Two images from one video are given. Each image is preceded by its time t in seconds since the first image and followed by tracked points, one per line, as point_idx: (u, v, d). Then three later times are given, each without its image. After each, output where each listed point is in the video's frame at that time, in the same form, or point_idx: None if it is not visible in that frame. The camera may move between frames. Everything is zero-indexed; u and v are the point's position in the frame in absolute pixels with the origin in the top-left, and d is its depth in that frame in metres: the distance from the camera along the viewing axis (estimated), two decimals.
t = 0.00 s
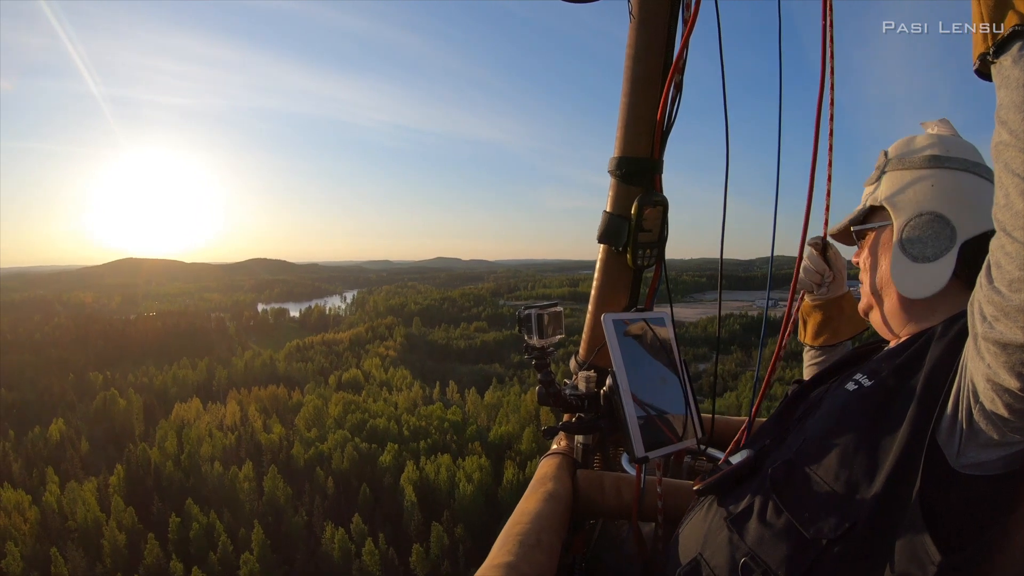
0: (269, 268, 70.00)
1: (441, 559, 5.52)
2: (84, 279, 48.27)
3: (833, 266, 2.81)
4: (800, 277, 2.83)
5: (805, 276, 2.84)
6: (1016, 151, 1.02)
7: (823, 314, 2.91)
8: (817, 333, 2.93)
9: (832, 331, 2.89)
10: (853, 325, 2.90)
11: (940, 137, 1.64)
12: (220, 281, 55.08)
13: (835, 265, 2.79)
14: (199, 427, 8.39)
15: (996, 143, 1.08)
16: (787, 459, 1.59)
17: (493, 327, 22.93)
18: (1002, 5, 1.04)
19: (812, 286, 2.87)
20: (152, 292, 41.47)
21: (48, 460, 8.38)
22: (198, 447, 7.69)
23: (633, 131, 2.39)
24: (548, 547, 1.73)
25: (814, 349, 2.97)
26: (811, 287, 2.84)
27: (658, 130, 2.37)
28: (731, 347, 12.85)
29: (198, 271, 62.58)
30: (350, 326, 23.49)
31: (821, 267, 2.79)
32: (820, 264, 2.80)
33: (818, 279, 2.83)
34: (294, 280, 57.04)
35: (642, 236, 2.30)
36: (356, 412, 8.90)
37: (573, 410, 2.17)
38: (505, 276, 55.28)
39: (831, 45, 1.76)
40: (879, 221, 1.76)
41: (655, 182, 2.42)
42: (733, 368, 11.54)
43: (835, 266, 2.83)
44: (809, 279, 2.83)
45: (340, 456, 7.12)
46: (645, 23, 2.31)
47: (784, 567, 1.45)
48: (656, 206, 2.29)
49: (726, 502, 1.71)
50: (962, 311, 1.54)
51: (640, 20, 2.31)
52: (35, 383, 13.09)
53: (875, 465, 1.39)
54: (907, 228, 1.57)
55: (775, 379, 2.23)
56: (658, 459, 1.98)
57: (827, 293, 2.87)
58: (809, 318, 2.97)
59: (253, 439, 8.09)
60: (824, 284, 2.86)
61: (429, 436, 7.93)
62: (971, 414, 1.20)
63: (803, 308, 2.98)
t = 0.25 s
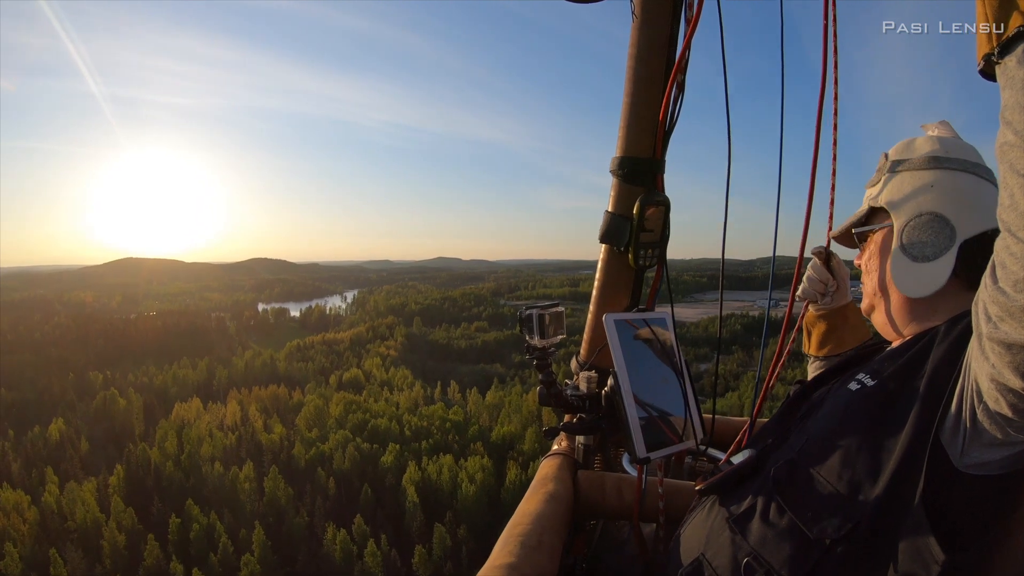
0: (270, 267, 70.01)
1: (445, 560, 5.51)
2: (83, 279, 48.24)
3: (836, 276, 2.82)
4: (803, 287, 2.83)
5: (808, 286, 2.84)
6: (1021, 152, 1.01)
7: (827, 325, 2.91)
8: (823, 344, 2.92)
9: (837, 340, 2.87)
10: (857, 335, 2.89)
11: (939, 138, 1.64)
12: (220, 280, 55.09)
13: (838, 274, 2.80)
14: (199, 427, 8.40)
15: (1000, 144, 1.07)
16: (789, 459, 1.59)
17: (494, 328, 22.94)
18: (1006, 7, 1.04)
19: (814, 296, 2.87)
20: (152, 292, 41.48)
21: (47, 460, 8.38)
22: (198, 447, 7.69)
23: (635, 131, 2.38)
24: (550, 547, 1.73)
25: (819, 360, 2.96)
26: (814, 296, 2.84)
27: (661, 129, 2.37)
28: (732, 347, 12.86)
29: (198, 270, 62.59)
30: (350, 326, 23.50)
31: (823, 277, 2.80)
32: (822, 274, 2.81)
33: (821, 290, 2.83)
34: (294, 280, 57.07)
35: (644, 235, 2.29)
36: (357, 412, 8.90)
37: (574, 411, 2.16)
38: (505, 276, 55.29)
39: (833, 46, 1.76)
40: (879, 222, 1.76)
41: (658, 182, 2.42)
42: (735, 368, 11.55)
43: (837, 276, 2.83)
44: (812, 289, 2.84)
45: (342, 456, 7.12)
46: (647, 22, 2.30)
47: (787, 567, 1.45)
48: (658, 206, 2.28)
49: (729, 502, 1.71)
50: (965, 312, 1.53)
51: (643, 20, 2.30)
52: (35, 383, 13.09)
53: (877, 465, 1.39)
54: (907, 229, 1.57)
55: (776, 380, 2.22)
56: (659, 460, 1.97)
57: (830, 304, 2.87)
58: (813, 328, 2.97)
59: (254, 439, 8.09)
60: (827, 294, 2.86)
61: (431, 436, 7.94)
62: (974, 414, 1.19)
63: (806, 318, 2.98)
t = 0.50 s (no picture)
0: (270, 267, 70.00)
1: (447, 561, 5.51)
2: (83, 278, 48.21)
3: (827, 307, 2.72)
4: (795, 318, 2.72)
5: (799, 315, 2.74)
6: (1014, 153, 1.02)
7: (821, 354, 2.82)
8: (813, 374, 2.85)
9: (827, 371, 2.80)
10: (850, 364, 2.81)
11: (940, 138, 1.64)
12: (220, 280, 55.08)
13: (829, 305, 2.70)
14: (199, 427, 8.40)
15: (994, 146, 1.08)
16: (788, 459, 1.59)
17: (495, 327, 22.95)
18: (1002, 8, 1.04)
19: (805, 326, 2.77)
20: (151, 291, 41.46)
21: (46, 459, 8.39)
22: (198, 447, 7.69)
23: (634, 132, 2.39)
24: (548, 546, 1.74)
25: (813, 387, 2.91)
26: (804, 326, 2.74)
27: (660, 130, 2.37)
28: (733, 347, 12.87)
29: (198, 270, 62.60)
30: (350, 326, 23.49)
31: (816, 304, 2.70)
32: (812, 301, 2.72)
33: (813, 318, 2.73)
34: (295, 279, 57.10)
35: (643, 236, 2.30)
36: (357, 412, 8.91)
37: (573, 410, 2.16)
38: (506, 276, 55.30)
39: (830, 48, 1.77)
40: (878, 222, 1.77)
41: (656, 183, 2.42)
42: (736, 368, 11.55)
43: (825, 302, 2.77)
44: (804, 319, 2.73)
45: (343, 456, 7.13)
46: (646, 23, 2.31)
47: (786, 567, 1.45)
48: (656, 207, 2.29)
49: (728, 502, 1.71)
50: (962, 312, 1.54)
51: (642, 22, 2.31)
52: (35, 382, 13.10)
53: (875, 465, 1.39)
54: (907, 230, 1.58)
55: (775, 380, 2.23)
56: (657, 459, 1.98)
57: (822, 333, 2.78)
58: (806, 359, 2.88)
59: (254, 439, 8.10)
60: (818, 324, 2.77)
61: (432, 436, 7.95)
62: (969, 413, 1.20)
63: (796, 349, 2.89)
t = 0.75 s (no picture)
0: (269, 267, 69.98)
1: (449, 563, 5.53)
2: (81, 279, 48.17)
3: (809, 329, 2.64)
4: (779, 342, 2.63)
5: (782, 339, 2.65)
6: (1002, 155, 1.04)
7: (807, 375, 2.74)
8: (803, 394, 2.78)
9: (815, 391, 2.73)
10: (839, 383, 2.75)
11: (937, 139, 1.66)
12: (219, 280, 55.07)
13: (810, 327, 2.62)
14: (198, 428, 8.41)
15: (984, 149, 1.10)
16: (785, 457, 1.61)
17: (494, 327, 22.97)
18: (991, 10, 1.06)
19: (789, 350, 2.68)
20: (151, 292, 41.46)
21: (45, 461, 8.40)
22: (198, 448, 7.71)
23: (631, 133, 2.41)
24: (549, 543, 1.75)
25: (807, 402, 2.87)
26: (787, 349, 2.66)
27: (657, 132, 2.39)
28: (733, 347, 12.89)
29: (197, 270, 62.59)
30: (350, 326, 23.50)
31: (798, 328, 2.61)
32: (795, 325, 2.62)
33: (796, 342, 2.64)
34: (294, 280, 57.14)
35: (640, 237, 2.32)
36: (357, 412, 8.92)
37: (572, 409, 2.18)
38: (505, 276, 55.34)
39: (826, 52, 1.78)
40: (874, 220, 1.79)
41: (653, 184, 2.44)
42: (735, 368, 11.59)
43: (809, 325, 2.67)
44: (788, 342, 2.64)
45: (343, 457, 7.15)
46: (644, 26, 2.33)
47: (785, 565, 1.47)
48: (653, 207, 2.31)
49: (728, 501, 1.73)
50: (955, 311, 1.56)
51: (639, 25, 2.33)
52: (33, 383, 13.11)
53: (872, 463, 1.41)
54: (901, 228, 1.60)
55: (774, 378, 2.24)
56: (655, 457, 2.00)
57: (806, 355, 2.69)
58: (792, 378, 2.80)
59: (253, 441, 8.11)
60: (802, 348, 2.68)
61: (433, 437, 7.96)
62: (963, 410, 1.22)
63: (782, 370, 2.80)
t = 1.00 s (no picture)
0: (265, 269, 69.87)
1: (449, 565, 5.53)
2: (76, 280, 48.03)
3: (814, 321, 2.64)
4: (784, 334, 2.63)
5: (787, 331, 2.65)
6: (994, 156, 1.05)
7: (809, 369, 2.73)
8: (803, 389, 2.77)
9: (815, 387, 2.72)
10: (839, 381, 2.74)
11: (934, 139, 1.67)
12: (215, 282, 54.95)
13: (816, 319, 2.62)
14: (195, 430, 8.40)
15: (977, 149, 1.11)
16: (781, 456, 1.61)
17: (492, 328, 22.98)
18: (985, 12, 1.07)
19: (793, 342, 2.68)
20: (147, 293, 41.36)
21: (41, 464, 8.38)
22: (195, 450, 7.70)
23: (627, 134, 2.41)
24: (546, 543, 1.76)
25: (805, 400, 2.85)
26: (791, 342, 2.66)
27: (652, 133, 2.40)
28: (730, 347, 12.92)
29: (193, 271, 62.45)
30: (347, 327, 23.48)
31: (803, 321, 2.60)
32: (800, 318, 2.62)
33: (801, 334, 2.64)
34: (291, 281, 57.07)
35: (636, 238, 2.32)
36: (356, 414, 8.92)
37: (569, 409, 2.19)
38: (503, 276, 55.41)
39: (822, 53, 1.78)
40: (869, 219, 1.80)
41: (649, 185, 2.45)
42: (733, 368, 11.62)
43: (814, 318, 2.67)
44: (792, 335, 2.64)
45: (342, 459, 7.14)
46: (639, 27, 2.34)
47: (781, 562, 1.48)
48: (649, 208, 2.32)
49: (724, 500, 1.74)
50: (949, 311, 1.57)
51: (635, 26, 2.34)
52: (28, 385, 13.06)
53: (866, 461, 1.42)
54: (897, 229, 1.61)
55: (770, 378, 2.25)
56: (652, 457, 2.00)
57: (809, 348, 2.69)
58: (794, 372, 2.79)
59: (251, 442, 8.10)
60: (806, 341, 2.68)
61: (432, 438, 7.96)
62: (957, 409, 1.23)
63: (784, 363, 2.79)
